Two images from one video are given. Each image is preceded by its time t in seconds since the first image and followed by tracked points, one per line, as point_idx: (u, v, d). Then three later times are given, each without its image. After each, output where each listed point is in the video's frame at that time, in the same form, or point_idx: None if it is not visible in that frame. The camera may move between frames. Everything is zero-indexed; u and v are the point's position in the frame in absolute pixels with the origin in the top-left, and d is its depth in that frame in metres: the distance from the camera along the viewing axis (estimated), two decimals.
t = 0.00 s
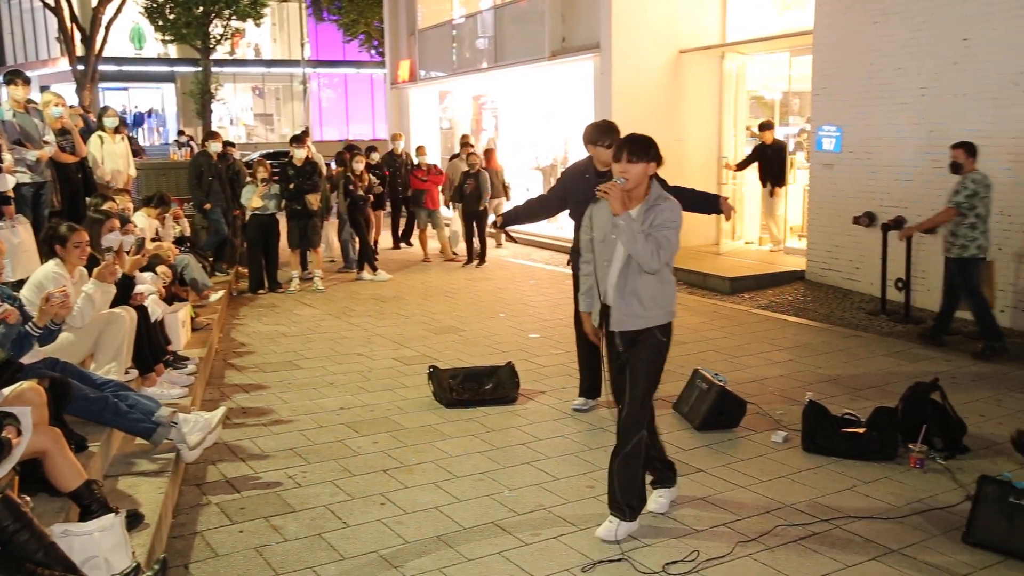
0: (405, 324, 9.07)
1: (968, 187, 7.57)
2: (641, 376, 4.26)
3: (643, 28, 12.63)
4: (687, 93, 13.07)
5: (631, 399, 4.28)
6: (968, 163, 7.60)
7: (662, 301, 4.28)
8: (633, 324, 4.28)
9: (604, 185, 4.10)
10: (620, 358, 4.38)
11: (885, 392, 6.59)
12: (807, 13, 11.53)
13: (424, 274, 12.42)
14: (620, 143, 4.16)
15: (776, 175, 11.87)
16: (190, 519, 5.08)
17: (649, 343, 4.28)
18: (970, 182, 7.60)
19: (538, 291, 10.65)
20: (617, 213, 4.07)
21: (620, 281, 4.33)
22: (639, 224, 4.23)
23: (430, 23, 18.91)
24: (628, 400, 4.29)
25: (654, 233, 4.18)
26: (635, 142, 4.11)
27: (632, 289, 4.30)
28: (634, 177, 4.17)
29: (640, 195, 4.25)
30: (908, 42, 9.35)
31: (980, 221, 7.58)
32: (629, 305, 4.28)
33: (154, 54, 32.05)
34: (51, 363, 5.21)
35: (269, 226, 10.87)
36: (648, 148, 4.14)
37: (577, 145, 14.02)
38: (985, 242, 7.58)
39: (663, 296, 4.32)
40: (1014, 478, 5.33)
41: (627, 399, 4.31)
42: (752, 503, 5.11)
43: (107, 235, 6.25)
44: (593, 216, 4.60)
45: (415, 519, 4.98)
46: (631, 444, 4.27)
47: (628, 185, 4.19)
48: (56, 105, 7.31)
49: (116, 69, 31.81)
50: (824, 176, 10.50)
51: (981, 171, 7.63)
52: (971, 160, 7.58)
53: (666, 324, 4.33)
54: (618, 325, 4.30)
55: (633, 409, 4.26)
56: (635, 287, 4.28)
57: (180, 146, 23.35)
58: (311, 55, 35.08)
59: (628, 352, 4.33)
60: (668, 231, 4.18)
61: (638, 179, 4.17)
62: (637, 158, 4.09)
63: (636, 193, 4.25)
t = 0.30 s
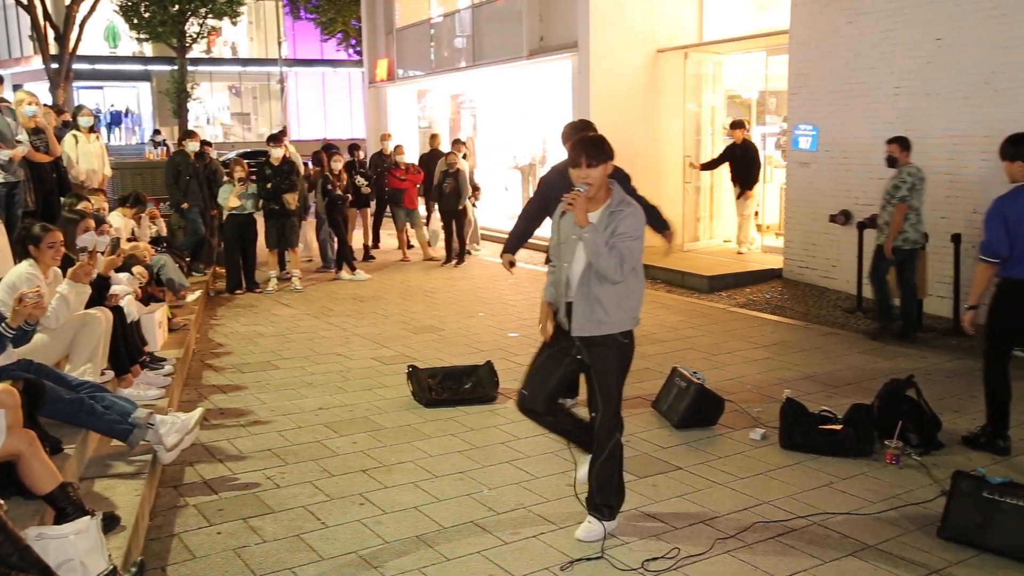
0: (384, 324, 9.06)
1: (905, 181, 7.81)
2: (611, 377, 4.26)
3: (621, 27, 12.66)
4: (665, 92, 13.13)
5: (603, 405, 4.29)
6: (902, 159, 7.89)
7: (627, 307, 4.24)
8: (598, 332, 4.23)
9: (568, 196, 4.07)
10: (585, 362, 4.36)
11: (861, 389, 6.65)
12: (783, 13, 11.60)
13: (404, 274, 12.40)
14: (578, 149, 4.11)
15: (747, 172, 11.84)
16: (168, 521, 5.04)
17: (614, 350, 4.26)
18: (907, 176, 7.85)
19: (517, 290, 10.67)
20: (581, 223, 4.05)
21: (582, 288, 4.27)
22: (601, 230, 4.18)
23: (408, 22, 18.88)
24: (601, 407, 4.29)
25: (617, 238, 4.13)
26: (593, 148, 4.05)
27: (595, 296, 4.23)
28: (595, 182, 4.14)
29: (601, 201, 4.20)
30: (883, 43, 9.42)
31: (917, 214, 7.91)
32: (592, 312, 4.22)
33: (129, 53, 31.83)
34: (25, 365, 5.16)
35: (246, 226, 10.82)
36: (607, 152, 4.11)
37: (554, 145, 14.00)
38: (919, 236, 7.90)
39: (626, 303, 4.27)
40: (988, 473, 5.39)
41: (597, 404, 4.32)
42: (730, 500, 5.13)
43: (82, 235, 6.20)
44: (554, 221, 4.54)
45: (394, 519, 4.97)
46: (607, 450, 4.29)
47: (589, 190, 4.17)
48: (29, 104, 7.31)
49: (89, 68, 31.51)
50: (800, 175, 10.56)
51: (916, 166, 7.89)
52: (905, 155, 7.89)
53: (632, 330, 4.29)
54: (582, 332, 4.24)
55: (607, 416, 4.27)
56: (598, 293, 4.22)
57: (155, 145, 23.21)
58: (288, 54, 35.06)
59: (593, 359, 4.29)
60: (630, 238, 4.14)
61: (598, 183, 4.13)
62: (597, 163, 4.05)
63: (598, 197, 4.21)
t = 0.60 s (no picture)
0: (363, 324, 9.03)
1: (842, 180, 8.07)
2: (568, 375, 4.28)
3: (600, 26, 12.69)
4: (643, 92, 13.18)
5: (564, 405, 4.30)
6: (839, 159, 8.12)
7: (582, 302, 4.28)
8: (553, 328, 4.26)
9: (525, 191, 4.08)
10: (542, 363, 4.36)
11: (838, 387, 6.70)
12: (760, 13, 11.67)
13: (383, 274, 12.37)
14: (534, 145, 4.14)
15: (716, 172, 11.94)
16: (145, 524, 4.99)
17: (570, 348, 4.27)
18: (842, 176, 8.11)
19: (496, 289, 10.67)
20: (537, 219, 4.07)
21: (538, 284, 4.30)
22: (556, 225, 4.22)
23: (386, 22, 18.84)
24: (562, 407, 4.30)
25: (572, 233, 4.17)
26: (548, 143, 4.09)
27: (550, 291, 4.27)
28: (551, 177, 4.18)
29: (558, 196, 4.25)
30: (859, 42, 9.49)
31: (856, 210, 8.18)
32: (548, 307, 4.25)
33: (105, 52, 31.54)
34: None
35: (223, 226, 10.75)
36: (561, 148, 4.15)
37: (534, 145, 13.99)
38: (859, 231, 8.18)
39: (581, 299, 4.31)
40: (962, 469, 5.45)
41: (557, 405, 4.33)
42: (709, 498, 5.15)
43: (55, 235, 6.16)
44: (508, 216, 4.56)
45: (374, 519, 4.96)
46: (574, 448, 4.30)
47: (544, 185, 4.20)
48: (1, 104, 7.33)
49: (63, 67, 31.19)
50: (777, 174, 10.62)
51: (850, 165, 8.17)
52: (842, 156, 8.14)
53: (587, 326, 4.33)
54: (535, 327, 4.27)
55: (570, 415, 4.29)
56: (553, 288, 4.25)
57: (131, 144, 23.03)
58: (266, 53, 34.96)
59: (552, 360, 4.29)
60: (586, 234, 4.18)
61: (554, 177, 4.17)
62: (552, 158, 4.10)
63: (553, 193, 4.25)
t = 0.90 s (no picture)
0: (342, 324, 9.01)
1: (782, 175, 8.53)
2: (551, 377, 4.28)
3: (579, 26, 12.72)
4: (622, 91, 13.22)
5: (548, 405, 4.30)
6: (782, 154, 8.58)
7: (556, 306, 4.28)
8: (527, 331, 4.26)
9: (495, 193, 4.07)
10: (524, 364, 4.35)
11: (815, 385, 6.75)
12: (737, 12, 11.73)
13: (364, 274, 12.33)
14: (509, 147, 4.15)
15: (685, 173, 11.88)
16: (123, 526, 4.94)
17: (553, 350, 4.28)
18: (786, 172, 8.54)
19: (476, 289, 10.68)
20: (510, 222, 4.07)
21: (514, 287, 4.30)
22: (531, 229, 4.23)
23: (365, 21, 18.80)
24: (546, 408, 4.31)
25: (546, 236, 4.18)
26: (523, 146, 4.11)
27: (526, 294, 4.27)
28: (525, 180, 4.18)
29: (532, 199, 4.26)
30: (836, 43, 9.56)
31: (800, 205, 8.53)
32: (523, 310, 4.25)
33: (80, 51, 31.26)
34: None
35: (201, 226, 10.69)
36: (536, 151, 4.16)
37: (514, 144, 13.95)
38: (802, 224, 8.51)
39: (557, 302, 4.31)
40: (939, 466, 5.50)
41: (540, 404, 4.33)
42: (689, 496, 5.17)
43: (30, 237, 6.11)
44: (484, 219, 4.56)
45: (354, 521, 4.94)
46: (559, 449, 4.33)
47: (519, 188, 4.20)
48: None
49: (38, 67, 30.89)
50: (756, 173, 10.68)
51: (793, 162, 8.63)
52: (786, 153, 8.60)
53: (563, 329, 4.34)
54: (511, 331, 4.27)
55: (555, 416, 4.29)
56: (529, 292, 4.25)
57: (107, 144, 22.84)
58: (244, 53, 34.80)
59: (536, 362, 4.29)
60: (559, 238, 4.19)
61: (528, 180, 4.18)
62: (526, 161, 4.11)
63: (529, 196, 4.26)
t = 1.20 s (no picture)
0: (322, 325, 8.98)
1: (735, 173, 9.13)
2: (523, 376, 4.28)
3: (558, 26, 12.74)
4: (601, 91, 13.26)
5: (520, 406, 4.31)
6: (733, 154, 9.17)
7: (529, 304, 4.29)
8: (500, 329, 4.26)
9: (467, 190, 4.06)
10: (498, 363, 4.35)
11: (794, 383, 6.80)
12: (716, 12, 11.79)
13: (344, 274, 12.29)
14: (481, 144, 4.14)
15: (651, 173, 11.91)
16: (101, 530, 4.90)
17: (525, 350, 4.29)
18: (737, 170, 9.15)
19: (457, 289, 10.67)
20: (481, 220, 4.07)
21: (486, 285, 4.30)
22: (504, 227, 4.23)
23: (344, 21, 18.74)
24: (520, 407, 4.31)
25: (518, 234, 4.18)
26: (496, 143, 4.10)
27: (497, 292, 4.27)
28: (498, 177, 4.18)
29: (505, 197, 4.25)
30: (814, 43, 9.62)
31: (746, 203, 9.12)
32: (495, 308, 4.26)
33: (56, 50, 30.97)
34: None
35: (180, 226, 10.63)
36: (509, 148, 4.16)
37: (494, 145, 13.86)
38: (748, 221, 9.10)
39: (529, 300, 4.31)
40: (916, 462, 5.54)
41: (513, 405, 4.34)
42: (670, 495, 5.19)
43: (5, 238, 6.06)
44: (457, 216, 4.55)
45: (335, 522, 4.92)
46: (533, 448, 4.32)
47: (492, 186, 4.20)
48: None
49: (13, 66, 30.58)
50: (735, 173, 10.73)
51: (742, 160, 9.21)
52: (735, 151, 9.15)
53: (536, 328, 4.34)
54: (483, 329, 4.28)
55: (528, 415, 4.30)
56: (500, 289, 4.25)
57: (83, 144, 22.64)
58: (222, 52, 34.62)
59: (508, 361, 4.30)
60: (532, 236, 4.20)
61: (501, 178, 4.18)
62: (498, 158, 4.10)
63: (502, 193, 4.25)
